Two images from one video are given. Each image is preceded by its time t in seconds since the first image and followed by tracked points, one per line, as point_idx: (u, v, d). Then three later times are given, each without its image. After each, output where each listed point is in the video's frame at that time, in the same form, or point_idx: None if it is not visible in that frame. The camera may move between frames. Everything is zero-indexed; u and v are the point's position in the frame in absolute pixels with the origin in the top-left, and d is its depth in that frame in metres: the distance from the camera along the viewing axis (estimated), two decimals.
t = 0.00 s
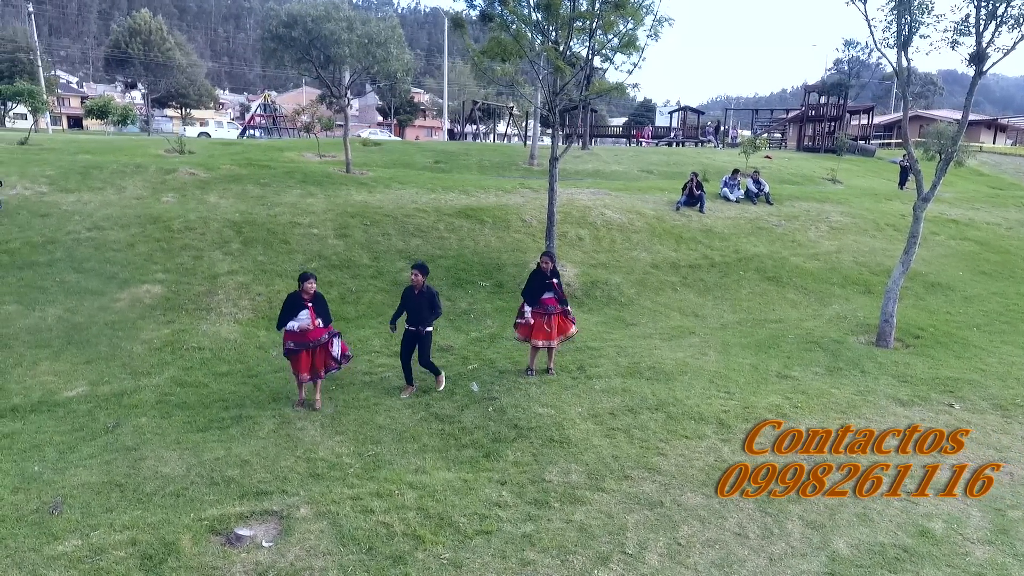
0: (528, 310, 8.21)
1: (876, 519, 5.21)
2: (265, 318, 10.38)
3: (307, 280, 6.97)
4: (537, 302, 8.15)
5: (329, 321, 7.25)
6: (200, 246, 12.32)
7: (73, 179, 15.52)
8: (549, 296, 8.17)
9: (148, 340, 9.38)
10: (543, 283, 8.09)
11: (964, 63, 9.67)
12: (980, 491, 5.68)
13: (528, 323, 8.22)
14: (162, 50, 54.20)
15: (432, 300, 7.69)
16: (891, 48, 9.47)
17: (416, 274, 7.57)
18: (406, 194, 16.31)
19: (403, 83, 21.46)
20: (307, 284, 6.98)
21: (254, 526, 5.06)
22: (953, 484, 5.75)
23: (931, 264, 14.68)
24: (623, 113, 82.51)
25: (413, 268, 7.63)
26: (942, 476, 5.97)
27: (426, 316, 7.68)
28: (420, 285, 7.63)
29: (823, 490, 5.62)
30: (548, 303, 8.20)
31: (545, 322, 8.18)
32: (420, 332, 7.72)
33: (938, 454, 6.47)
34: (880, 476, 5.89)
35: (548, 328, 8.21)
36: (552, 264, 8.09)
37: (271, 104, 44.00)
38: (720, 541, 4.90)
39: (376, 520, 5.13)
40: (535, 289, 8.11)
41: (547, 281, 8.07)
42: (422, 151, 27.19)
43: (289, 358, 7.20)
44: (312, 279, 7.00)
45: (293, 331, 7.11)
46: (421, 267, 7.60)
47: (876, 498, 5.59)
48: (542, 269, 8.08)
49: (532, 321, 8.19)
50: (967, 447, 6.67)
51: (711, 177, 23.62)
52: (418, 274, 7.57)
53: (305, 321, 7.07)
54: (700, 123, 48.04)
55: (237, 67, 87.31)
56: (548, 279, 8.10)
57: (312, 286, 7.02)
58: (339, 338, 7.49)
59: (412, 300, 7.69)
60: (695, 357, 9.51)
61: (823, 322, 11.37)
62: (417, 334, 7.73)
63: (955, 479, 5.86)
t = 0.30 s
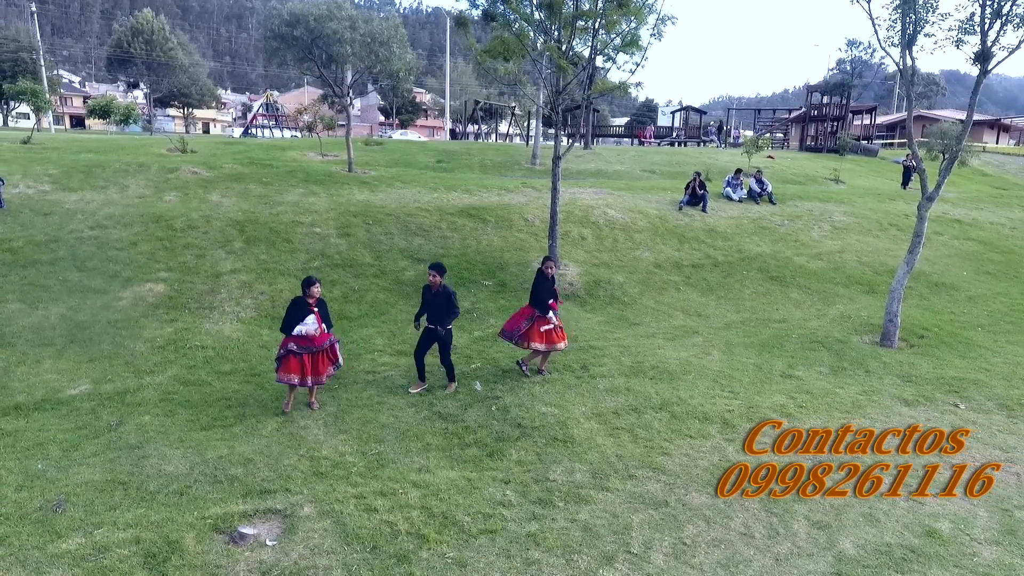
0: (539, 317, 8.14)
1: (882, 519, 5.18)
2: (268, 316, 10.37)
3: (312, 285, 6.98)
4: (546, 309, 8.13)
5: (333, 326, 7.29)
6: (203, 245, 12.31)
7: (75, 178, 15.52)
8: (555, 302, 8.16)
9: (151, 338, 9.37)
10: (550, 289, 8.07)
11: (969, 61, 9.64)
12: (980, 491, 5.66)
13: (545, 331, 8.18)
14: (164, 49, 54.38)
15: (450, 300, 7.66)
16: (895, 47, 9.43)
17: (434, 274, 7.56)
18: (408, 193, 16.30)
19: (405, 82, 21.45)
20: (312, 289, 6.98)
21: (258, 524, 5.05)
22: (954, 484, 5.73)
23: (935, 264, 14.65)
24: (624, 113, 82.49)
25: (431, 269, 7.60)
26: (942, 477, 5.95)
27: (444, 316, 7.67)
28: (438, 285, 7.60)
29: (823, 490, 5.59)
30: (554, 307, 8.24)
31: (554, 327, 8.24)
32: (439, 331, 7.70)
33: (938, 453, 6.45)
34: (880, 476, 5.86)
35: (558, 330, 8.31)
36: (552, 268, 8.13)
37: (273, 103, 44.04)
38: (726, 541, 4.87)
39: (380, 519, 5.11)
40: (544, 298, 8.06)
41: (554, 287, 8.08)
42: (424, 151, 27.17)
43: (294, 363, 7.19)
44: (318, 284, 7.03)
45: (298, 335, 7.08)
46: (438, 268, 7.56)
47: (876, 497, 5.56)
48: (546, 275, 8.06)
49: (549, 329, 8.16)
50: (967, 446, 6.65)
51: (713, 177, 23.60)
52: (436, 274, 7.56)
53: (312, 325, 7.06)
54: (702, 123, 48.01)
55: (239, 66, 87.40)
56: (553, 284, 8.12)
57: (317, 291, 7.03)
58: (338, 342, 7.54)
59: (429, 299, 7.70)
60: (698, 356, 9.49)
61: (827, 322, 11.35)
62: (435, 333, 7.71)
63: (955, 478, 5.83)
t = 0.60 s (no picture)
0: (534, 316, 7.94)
1: (897, 527, 5.05)
2: (270, 317, 10.27)
3: (312, 286, 6.93)
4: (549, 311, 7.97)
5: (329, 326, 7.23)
6: (205, 245, 12.23)
7: (77, 177, 15.45)
8: (554, 303, 8.01)
9: (151, 339, 9.27)
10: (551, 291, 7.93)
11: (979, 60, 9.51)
12: (980, 491, 5.65)
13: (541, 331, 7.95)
14: (167, 49, 54.40)
15: (459, 294, 7.58)
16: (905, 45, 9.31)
17: (443, 270, 7.46)
18: (411, 193, 16.21)
19: (408, 82, 21.36)
20: (311, 290, 6.94)
21: (259, 531, 4.94)
22: (954, 484, 5.72)
23: (942, 265, 14.51)
24: (627, 113, 82.35)
25: (437, 265, 7.49)
26: (942, 476, 5.94)
27: (455, 311, 7.58)
28: (447, 281, 7.51)
29: (823, 490, 5.57)
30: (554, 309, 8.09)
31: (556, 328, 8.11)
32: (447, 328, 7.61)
33: (938, 453, 6.44)
34: (880, 476, 5.85)
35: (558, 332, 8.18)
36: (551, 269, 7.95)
37: (276, 103, 44.03)
38: (737, 549, 4.76)
39: (384, 526, 5.00)
40: (544, 299, 7.90)
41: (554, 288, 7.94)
42: (427, 151, 27.07)
43: (298, 368, 7.06)
44: (315, 286, 6.98)
45: (301, 339, 6.96)
46: (446, 262, 7.49)
47: (876, 498, 5.54)
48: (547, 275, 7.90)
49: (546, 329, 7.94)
50: (967, 447, 6.62)
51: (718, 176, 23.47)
52: (445, 270, 7.47)
53: (314, 327, 6.97)
54: (705, 123, 47.87)
55: (242, 66, 87.40)
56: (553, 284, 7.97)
57: (315, 292, 6.98)
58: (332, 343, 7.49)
59: (437, 297, 7.55)
60: (705, 358, 9.38)
61: (834, 324, 11.22)
62: (444, 330, 7.62)
63: (954, 479, 5.82)
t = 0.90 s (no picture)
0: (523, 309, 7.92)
1: (923, 543, 4.82)
2: (269, 319, 10.06)
3: (310, 281, 6.72)
4: (537, 304, 7.80)
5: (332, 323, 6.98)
6: (203, 245, 12.02)
7: (75, 176, 15.26)
8: (547, 300, 7.76)
9: (148, 342, 9.06)
10: (545, 285, 7.73)
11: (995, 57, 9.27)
12: (980, 492, 5.60)
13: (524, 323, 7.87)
14: (168, 48, 54.27)
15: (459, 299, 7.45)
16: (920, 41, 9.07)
17: (444, 272, 7.27)
18: (413, 193, 16.00)
19: (409, 81, 21.15)
20: (310, 284, 6.71)
21: (254, 545, 4.73)
22: (953, 484, 5.66)
23: (952, 266, 14.28)
24: (629, 113, 82.11)
25: (438, 267, 7.30)
26: (942, 477, 5.89)
27: (453, 317, 7.40)
28: (448, 284, 7.35)
29: (823, 490, 5.52)
30: (548, 308, 7.78)
31: (543, 327, 7.81)
32: (448, 333, 7.40)
33: (938, 454, 6.40)
34: (880, 476, 5.79)
35: (546, 334, 7.81)
36: (557, 267, 7.69)
37: (277, 102, 43.88)
38: (755, 567, 4.54)
39: (385, 540, 4.79)
40: (534, 291, 7.75)
41: (547, 283, 7.71)
42: (429, 150, 26.85)
43: (296, 364, 6.77)
44: (314, 280, 6.76)
45: (299, 334, 6.72)
46: (448, 264, 7.31)
47: (877, 497, 5.49)
48: (550, 271, 7.71)
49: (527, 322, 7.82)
50: (993, 458, 6.36)
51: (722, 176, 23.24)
52: (447, 272, 7.29)
53: (313, 323, 6.72)
54: (708, 123, 47.64)
55: (244, 65, 87.22)
56: (550, 282, 7.71)
57: (314, 287, 6.77)
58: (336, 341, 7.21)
59: (436, 300, 7.35)
60: (714, 362, 9.16)
61: (845, 327, 10.99)
62: (445, 336, 7.40)
63: (954, 479, 5.77)
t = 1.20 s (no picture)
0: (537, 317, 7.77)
1: (960, 568, 4.51)
2: (266, 323, 9.75)
3: (305, 291, 6.40)
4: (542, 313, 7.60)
5: (331, 334, 6.72)
6: (199, 246, 11.72)
7: (69, 175, 14.97)
8: (549, 310, 7.49)
9: (140, 346, 8.75)
10: (548, 295, 7.47)
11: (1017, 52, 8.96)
12: (980, 492, 5.55)
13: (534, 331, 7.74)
14: (169, 47, 54.00)
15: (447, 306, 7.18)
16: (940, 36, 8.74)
17: (433, 278, 6.97)
18: (414, 193, 15.68)
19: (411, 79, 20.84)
20: (306, 295, 6.40)
21: (244, 570, 4.42)
22: (953, 484, 5.61)
23: (967, 268, 13.94)
24: (630, 113, 81.79)
25: (425, 273, 6.99)
26: (942, 476, 5.84)
27: (441, 325, 7.12)
28: (437, 290, 7.06)
29: (823, 490, 5.50)
30: (549, 318, 7.52)
31: (543, 337, 7.60)
32: (436, 341, 7.13)
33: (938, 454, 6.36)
34: (881, 476, 5.75)
35: (545, 344, 7.59)
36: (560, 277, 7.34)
37: (278, 101, 43.58)
38: None
39: (384, 564, 4.48)
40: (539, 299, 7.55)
41: (549, 293, 7.45)
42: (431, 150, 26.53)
43: (296, 379, 6.58)
44: (310, 290, 6.47)
45: (297, 349, 6.49)
46: (436, 269, 7.03)
47: (885, 503, 5.36)
48: (556, 281, 7.41)
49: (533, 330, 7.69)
50: None
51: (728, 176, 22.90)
52: (435, 278, 6.99)
53: (310, 336, 6.48)
54: (712, 123, 47.28)
55: (245, 65, 86.94)
56: (551, 292, 7.41)
57: (310, 297, 6.46)
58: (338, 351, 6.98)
59: (426, 308, 7.03)
60: (726, 368, 8.83)
61: (859, 331, 10.67)
62: (434, 344, 7.12)
63: (954, 478, 5.72)
